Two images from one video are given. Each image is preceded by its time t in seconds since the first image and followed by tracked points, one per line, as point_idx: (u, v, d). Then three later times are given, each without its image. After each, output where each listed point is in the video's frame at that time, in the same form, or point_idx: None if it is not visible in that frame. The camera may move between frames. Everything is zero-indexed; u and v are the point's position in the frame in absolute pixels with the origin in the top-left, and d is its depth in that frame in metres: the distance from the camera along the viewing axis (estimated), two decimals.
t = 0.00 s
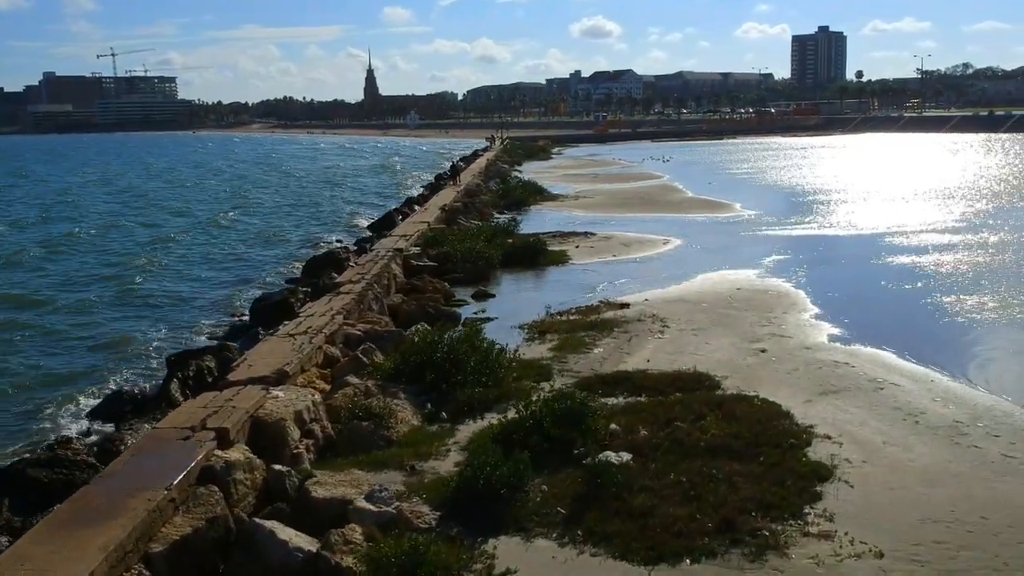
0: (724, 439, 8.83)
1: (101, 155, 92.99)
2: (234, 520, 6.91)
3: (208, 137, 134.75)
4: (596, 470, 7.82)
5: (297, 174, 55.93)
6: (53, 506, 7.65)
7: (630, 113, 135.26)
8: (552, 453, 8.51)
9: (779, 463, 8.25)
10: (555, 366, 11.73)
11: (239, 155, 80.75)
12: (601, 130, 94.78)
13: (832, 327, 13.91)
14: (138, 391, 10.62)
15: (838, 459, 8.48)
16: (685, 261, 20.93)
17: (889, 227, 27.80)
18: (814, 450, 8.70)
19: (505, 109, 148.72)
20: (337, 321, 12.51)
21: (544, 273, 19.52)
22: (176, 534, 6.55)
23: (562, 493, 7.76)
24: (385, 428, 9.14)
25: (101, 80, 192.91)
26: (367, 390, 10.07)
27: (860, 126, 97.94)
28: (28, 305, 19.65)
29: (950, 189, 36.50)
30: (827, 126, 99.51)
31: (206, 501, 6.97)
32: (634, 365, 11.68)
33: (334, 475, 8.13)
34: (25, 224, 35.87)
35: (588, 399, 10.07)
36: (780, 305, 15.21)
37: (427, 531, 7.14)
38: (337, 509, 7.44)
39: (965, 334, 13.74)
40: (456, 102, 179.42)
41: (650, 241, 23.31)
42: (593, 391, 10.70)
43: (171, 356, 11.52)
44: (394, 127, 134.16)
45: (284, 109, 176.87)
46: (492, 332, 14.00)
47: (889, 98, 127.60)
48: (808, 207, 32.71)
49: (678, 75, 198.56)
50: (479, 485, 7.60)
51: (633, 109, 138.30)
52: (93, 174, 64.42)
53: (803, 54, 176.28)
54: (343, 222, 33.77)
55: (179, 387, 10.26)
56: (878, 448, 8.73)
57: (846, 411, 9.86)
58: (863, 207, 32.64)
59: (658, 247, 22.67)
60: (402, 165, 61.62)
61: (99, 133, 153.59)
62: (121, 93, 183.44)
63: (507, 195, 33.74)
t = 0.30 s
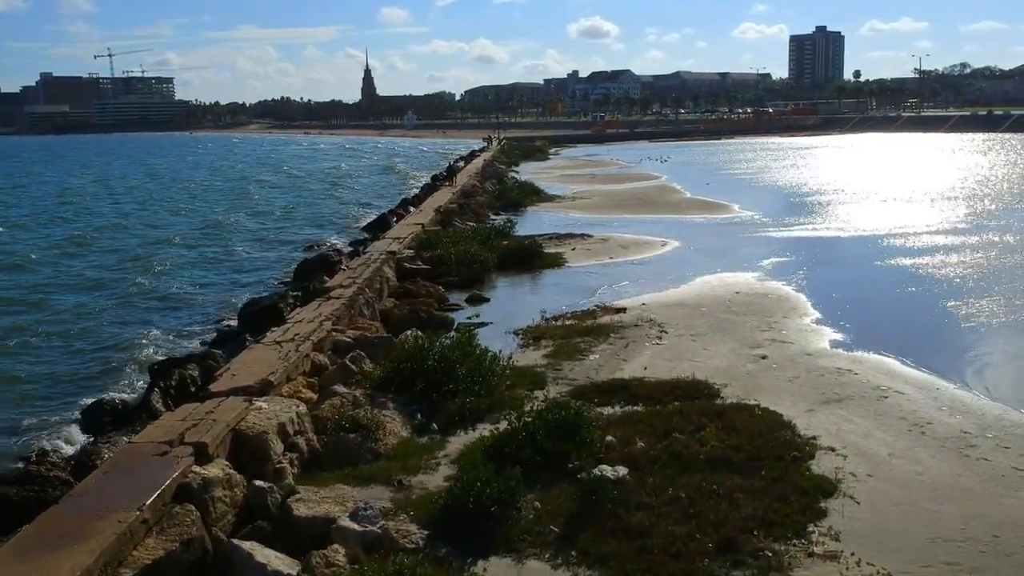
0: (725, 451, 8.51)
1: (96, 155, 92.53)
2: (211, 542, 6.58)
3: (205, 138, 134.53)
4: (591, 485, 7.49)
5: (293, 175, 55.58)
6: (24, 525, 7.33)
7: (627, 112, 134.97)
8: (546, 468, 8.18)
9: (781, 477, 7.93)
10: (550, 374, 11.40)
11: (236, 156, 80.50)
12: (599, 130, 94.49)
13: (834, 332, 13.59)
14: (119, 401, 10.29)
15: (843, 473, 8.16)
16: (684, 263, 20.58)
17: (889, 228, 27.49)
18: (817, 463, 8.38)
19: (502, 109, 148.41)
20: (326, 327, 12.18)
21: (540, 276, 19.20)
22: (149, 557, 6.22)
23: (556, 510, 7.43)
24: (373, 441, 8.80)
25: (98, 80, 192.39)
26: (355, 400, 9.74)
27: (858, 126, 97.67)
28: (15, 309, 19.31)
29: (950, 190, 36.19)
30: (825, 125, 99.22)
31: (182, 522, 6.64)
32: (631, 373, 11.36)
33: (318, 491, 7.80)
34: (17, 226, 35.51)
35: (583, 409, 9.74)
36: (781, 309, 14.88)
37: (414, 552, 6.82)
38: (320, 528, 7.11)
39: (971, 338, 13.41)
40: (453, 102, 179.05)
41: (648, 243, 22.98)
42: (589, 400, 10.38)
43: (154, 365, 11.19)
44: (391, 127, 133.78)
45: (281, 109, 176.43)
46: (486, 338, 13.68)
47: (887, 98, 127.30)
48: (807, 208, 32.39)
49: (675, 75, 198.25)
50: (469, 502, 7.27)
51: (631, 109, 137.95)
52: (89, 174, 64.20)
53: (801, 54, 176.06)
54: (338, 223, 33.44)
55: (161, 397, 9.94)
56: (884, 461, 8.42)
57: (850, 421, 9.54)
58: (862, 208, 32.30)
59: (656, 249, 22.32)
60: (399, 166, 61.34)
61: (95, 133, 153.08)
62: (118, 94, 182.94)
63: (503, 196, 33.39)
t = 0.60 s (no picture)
0: (729, 466, 8.14)
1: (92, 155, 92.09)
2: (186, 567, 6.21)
3: (201, 138, 134.07)
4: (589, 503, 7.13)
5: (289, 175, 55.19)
6: None
7: (625, 112, 134.57)
8: (541, 485, 7.81)
9: (788, 494, 7.57)
10: (546, 382, 11.03)
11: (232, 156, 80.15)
12: (597, 130, 94.11)
13: (838, 338, 13.23)
14: (99, 413, 9.92)
15: (852, 489, 7.80)
16: (683, 266, 20.24)
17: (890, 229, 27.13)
18: (825, 479, 8.02)
19: (500, 108, 147.99)
20: (315, 334, 11.80)
21: (536, 278, 18.83)
22: None
23: (551, 530, 7.07)
24: (361, 455, 8.43)
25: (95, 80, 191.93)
26: (344, 412, 9.36)
27: (857, 126, 97.33)
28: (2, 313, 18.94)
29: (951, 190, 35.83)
30: (823, 125, 98.90)
31: (155, 546, 6.28)
32: (630, 381, 11.00)
33: (302, 511, 7.42)
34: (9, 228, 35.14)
35: (581, 421, 9.37)
36: (783, 314, 14.52)
37: None
38: (303, 552, 6.74)
39: (979, 344, 13.06)
40: (450, 102, 178.59)
41: (646, 245, 22.62)
42: (586, 410, 10.01)
43: (137, 374, 10.83)
44: (388, 127, 133.32)
45: (278, 109, 175.96)
46: (481, 344, 13.31)
47: (885, 98, 126.90)
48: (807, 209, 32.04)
49: (673, 74, 197.86)
50: (459, 524, 6.90)
51: (628, 108, 137.52)
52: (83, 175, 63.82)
53: (799, 54, 175.76)
54: (333, 224, 33.06)
55: (141, 409, 9.58)
56: (894, 477, 8.06)
57: (858, 433, 9.18)
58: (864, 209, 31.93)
59: (654, 250, 21.96)
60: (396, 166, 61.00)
61: (92, 134, 152.57)
62: (115, 94, 182.44)
63: (500, 197, 33.01)
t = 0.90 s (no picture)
0: (734, 485, 7.75)
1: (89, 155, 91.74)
2: None
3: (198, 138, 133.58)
4: (588, 527, 6.73)
5: (286, 176, 54.77)
6: None
7: (623, 111, 134.15)
8: (537, 507, 7.41)
9: (798, 516, 7.17)
10: (543, 393, 10.63)
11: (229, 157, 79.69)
12: (595, 130, 93.71)
13: (843, 345, 12.83)
14: (76, 426, 9.52)
15: (865, 510, 7.40)
16: (682, 268, 19.85)
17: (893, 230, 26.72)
18: (836, 499, 7.62)
19: (498, 108, 147.58)
20: (304, 342, 11.39)
21: (533, 282, 18.44)
22: None
23: (548, 556, 6.67)
24: (348, 473, 8.02)
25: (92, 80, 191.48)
26: (331, 427, 8.95)
27: (856, 126, 96.94)
28: None
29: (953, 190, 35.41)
30: (822, 124, 98.52)
31: None
32: (630, 391, 10.60)
33: (284, 535, 7.02)
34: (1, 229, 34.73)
35: (579, 435, 8.96)
36: (787, 319, 14.13)
37: None
38: None
39: (989, 351, 12.65)
40: (448, 101, 178.14)
41: (645, 247, 22.22)
42: (585, 423, 9.61)
43: (117, 385, 10.43)
44: (386, 126, 132.95)
45: (275, 109, 175.47)
46: (475, 352, 12.90)
47: (884, 97, 126.47)
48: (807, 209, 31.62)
49: (671, 74, 197.44)
50: (450, 549, 6.50)
51: (626, 108, 137.10)
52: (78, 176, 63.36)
53: (797, 53, 175.40)
54: (329, 226, 32.67)
55: (120, 423, 9.17)
56: (908, 495, 7.66)
57: (868, 448, 8.79)
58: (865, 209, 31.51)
59: (654, 253, 21.56)
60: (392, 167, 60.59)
61: (88, 134, 152.10)
62: (112, 93, 181.98)
63: (497, 198, 32.61)
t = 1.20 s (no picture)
0: (742, 508, 7.31)
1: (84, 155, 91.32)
2: None
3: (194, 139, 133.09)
4: (586, 557, 6.30)
5: (281, 176, 54.32)
6: None
7: (621, 111, 133.76)
8: (532, 533, 6.98)
9: (810, 543, 6.74)
10: (540, 405, 10.20)
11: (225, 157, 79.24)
12: (592, 130, 93.32)
13: (850, 353, 12.41)
14: (49, 442, 9.08)
15: (880, 535, 6.98)
16: (682, 271, 19.43)
17: (895, 232, 26.32)
18: (850, 522, 7.19)
19: (495, 108, 147.21)
20: (291, 352, 10.95)
21: (530, 286, 18.01)
22: None
23: None
24: (333, 495, 7.58)
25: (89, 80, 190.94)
26: (316, 444, 8.51)
27: (854, 126, 96.59)
28: None
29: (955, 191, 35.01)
30: (821, 124, 98.09)
31: None
32: (630, 403, 10.18)
33: (263, 564, 6.58)
34: None
35: (577, 452, 8.52)
36: (791, 326, 13.70)
37: None
38: None
39: (1002, 360, 12.22)
40: (445, 101, 177.72)
41: (645, 249, 21.77)
42: (583, 439, 9.16)
43: (95, 398, 9.99)
44: (384, 126, 132.50)
45: (273, 109, 175.00)
46: (470, 361, 12.46)
47: (882, 96, 126.09)
48: (808, 211, 31.22)
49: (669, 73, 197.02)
50: None
51: (624, 108, 136.76)
52: (71, 176, 62.90)
53: (794, 53, 175.03)
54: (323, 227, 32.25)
55: (94, 441, 8.74)
56: (925, 518, 7.24)
57: (882, 465, 8.36)
58: (866, 211, 31.10)
59: (653, 256, 21.11)
60: (389, 167, 60.16)
61: (84, 133, 151.60)
62: (108, 93, 181.39)
63: (493, 199, 32.20)
